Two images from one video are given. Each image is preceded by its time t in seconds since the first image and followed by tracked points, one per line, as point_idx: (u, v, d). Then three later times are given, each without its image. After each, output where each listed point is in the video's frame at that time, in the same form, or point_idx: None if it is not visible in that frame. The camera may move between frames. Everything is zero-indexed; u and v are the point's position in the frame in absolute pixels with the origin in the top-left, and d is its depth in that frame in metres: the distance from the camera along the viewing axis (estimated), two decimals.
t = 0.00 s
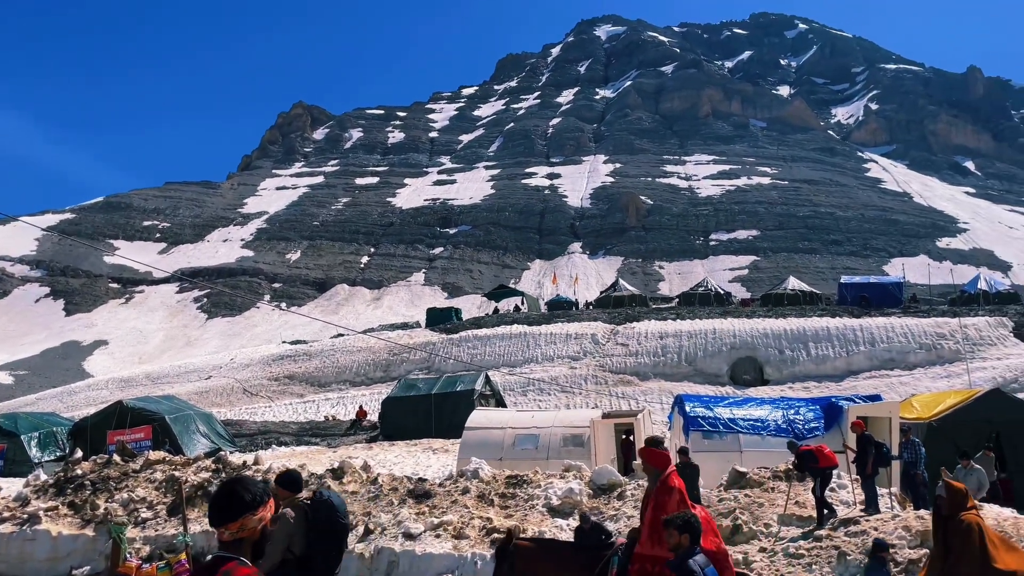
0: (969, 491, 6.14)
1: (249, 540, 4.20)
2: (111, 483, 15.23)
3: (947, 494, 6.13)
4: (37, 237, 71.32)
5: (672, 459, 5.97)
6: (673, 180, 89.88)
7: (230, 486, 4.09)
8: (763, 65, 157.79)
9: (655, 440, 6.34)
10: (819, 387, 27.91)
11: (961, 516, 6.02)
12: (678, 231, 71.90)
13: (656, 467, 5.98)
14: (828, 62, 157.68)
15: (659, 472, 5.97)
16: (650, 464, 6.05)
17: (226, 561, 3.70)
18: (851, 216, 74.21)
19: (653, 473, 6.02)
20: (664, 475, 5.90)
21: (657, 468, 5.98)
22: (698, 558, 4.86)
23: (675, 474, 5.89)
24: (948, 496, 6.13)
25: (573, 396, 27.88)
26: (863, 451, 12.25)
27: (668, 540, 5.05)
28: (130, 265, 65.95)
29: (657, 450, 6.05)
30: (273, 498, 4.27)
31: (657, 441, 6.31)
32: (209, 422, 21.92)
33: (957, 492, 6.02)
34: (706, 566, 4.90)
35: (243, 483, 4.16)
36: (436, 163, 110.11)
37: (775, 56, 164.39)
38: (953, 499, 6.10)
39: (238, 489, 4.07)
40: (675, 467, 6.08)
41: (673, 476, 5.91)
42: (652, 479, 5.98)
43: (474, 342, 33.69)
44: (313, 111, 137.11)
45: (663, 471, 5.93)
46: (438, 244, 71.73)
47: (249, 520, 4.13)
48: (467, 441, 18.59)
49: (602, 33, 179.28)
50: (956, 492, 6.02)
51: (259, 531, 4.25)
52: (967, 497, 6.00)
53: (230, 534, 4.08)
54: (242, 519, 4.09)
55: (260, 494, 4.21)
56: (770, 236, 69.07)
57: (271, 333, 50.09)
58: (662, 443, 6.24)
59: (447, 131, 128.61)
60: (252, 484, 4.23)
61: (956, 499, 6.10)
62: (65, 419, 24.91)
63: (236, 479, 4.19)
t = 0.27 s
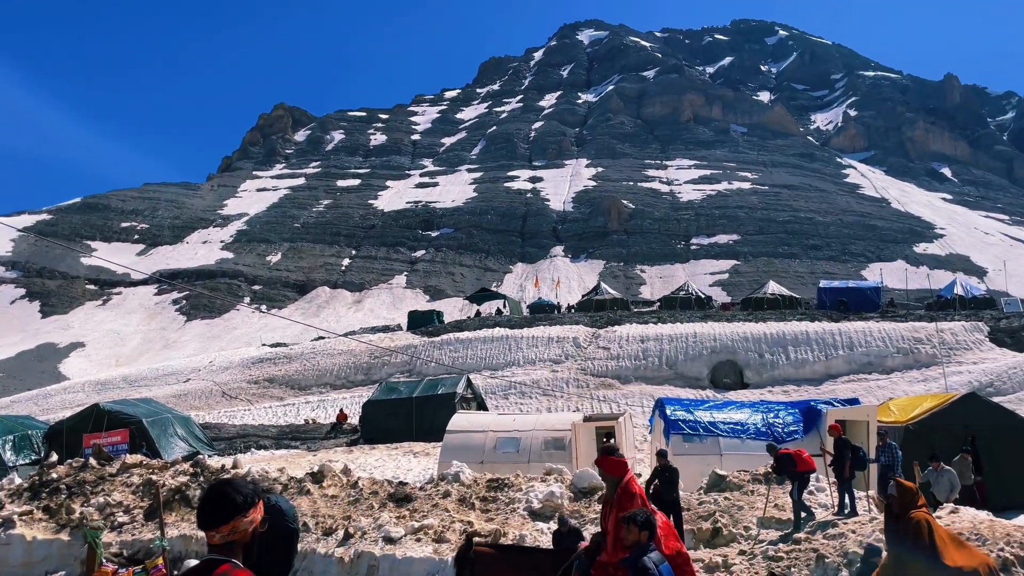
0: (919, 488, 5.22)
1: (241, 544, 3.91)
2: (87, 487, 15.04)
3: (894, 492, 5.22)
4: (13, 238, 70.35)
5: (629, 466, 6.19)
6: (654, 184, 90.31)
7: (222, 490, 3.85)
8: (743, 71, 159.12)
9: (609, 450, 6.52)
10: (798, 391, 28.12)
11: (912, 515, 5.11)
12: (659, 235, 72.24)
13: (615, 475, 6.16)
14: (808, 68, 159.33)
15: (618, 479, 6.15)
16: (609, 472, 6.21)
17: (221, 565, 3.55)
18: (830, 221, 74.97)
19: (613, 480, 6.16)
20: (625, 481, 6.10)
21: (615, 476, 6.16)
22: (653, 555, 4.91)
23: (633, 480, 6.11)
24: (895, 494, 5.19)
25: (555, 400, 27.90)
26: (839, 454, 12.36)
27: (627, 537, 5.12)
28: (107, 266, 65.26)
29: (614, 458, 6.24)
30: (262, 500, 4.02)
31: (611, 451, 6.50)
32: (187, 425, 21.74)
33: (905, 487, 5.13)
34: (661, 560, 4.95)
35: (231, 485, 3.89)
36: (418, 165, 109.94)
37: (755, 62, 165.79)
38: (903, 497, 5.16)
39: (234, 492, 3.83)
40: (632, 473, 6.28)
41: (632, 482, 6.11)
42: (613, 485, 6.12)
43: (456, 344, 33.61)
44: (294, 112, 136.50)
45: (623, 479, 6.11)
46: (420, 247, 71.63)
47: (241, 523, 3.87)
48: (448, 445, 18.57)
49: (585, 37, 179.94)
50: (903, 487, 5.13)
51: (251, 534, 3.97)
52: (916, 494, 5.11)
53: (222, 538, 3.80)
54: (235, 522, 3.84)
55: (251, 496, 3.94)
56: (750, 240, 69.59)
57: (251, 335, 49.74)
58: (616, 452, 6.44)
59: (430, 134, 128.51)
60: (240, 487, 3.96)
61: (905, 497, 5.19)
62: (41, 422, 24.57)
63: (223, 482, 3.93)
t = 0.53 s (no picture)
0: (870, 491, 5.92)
1: (234, 546, 4.22)
2: (63, 491, 14.86)
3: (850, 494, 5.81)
4: None
5: (592, 471, 6.32)
6: (636, 188, 90.70)
7: (217, 494, 4.14)
8: (725, 77, 160.36)
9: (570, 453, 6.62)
10: (778, 394, 28.31)
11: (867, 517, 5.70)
12: (640, 239, 72.53)
13: (577, 479, 6.30)
14: (788, 74, 160.84)
15: (581, 484, 6.30)
16: (570, 477, 6.36)
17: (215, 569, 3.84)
18: (809, 226, 75.63)
19: (575, 486, 6.32)
20: (586, 486, 6.25)
21: (576, 480, 6.32)
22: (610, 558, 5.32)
23: (596, 484, 6.26)
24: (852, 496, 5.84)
25: (537, 403, 27.90)
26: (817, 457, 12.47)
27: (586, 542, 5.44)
28: (85, 267, 64.54)
29: (576, 463, 6.35)
30: (256, 504, 4.32)
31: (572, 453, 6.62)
32: (166, 428, 21.51)
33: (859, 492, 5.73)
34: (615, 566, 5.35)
35: (227, 488, 4.22)
36: (400, 168, 109.74)
37: (736, 68, 167.11)
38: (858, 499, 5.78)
39: (230, 495, 4.14)
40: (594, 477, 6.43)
41: (594, 486, 6.27)
42: (576, 492, 6.27)
43: (438, 347, 33.56)
44: (276, 113, 135.83)
45: (586, 483, 6.26)
46: (402, 249, 71.44)
47: (236, 527, 4.16)
48: (429, 448, 18.49)
49: (568, 41, 180.51)
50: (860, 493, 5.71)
51: (244, 538, 4.27)
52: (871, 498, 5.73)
53: (216, 539, 4.10)
54: (229, 525, 4.12)
55: (246, 500, 4.26)
56: (731, 244, 70.05)
57: (231, 338, 49.37)
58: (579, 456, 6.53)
59: (413, 136, 128.34)
60: (235, 489, 4.29)
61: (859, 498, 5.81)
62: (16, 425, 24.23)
63: (218, 485, 4.25)
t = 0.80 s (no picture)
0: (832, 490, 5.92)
1: (229, 551, 4.36)
2: (40, 494, 14.70)
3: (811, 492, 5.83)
4: None
5: (555, 465, 6.50)
6: (619, 192, 90.93)
7: (213, 497, 4.24)
8: (707, 83, 161.49)
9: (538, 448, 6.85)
10: (758, 398, 28.47)
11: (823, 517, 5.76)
12: (623, 243, 72.75)
13: (541, 473, 6.48)
14: (770, 80, 162.19)
15: (545, 477, 6.48)
16: (535, 471, 6.56)
17: None
18: (790, 230, 76.23)
19: (540, 479, 6.51)
20: (549, 480, 6.41)
21: (541, 474, 6.49)
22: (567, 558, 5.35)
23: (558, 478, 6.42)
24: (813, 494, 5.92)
25: (520, 405, 27.89)
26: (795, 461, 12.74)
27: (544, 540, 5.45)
28: (63, 268, 63.80)
29: (541, 456, 6.56)
30: (252, 508, 4.44)
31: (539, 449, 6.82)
32: (144, 431, 21.30)
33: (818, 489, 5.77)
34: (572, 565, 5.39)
35: (223, 491, 4.31)
36: (383, 170, 109.47)
37: (719, 73, 168.31)
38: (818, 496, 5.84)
39: (225, 499, 4.25)
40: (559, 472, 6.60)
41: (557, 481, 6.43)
42: (539, 485, 6.45)
43: (420, 350, 33.49)
44: (258, 115, 135.14)
45: (547, 477, 6.43)
46: (385, 252, 71.22)
47: (231, 532, 4.29)
48: (411, 451, 18.42)
49: (552, 45, 180.97)
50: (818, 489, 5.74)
51: (239, 542, 4.40)
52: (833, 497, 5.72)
53: (211, 544, 4.25)
54: (225, 531, 4.25)
55: (242, 504, 4.38)
56: (713, 249, 70.44)
57: (211, 340, 48.98)
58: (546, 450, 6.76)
59: (396, 138, 128.12)
60: (231, 493, 4.39)
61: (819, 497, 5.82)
62: None
63: (215, 489, 4.33)
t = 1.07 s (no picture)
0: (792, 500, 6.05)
1: (222, 555, 4.41)
2: (18, 497, 14.52)
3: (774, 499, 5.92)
4: None
5: (520, 466, 6.49)
6: (604, 196, 91.05)
7: (208, 501, 4.32)
8: (691, 87, 162.38)
9: (503, 449, 6.83)
10: (741, 401, 28.59)
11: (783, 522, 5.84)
12: (607, 246, 72.87)
13: (505, 473, 6.46)
14: (754, 85, 163.28)
15: (509, 477, 6.46)
16: (501, 470, 6.54)
17: None
18: (773, 234, 76.73)
19: (503, 479, 6.49)
20: (513, 481, 6.39)
21: (506, 474, 6.47)
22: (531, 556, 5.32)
23: (521, 479, 6.42)
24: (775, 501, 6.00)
25: (504, 408, 27.86)
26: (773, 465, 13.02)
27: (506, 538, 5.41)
28: (42, 269, 63.09)
29: (506, 457, 6.54)
30: (245, 512, 4.53)
31: (505, 450, 6.81)
32: (124, 433, 21.09)
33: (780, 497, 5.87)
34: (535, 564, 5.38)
35: (217, 494, 4.41)
36: (367, 171, 109.14)
37: (703, 78, 169.25)
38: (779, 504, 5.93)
39: (220, 502, 4.34)
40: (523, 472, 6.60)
41: (521, 482, 6.42)
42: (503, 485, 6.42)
43: (404, 353, 33.37)
44: (241, 116, 134.42)
45: (512, 478, 6.41)
46: (369, 254, 70.95)
47: (225, 536, 4.36)
48: (394, 454, 18.34)
49: (537, 48, 181.18)
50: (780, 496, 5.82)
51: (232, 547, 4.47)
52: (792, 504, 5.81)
53: (205, 547, 4.31)
54: (219, 534, 4.32)
55: (235, 507, 4.46)
56: (696, 252, 70.72)
57: (192, 342, 48.58)
58: (511, 451, 6.76)
59: (381, 140, 127.80)
60: (225, 497, 4.48)
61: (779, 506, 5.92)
62: None
63: (210, 492, 4.42)
